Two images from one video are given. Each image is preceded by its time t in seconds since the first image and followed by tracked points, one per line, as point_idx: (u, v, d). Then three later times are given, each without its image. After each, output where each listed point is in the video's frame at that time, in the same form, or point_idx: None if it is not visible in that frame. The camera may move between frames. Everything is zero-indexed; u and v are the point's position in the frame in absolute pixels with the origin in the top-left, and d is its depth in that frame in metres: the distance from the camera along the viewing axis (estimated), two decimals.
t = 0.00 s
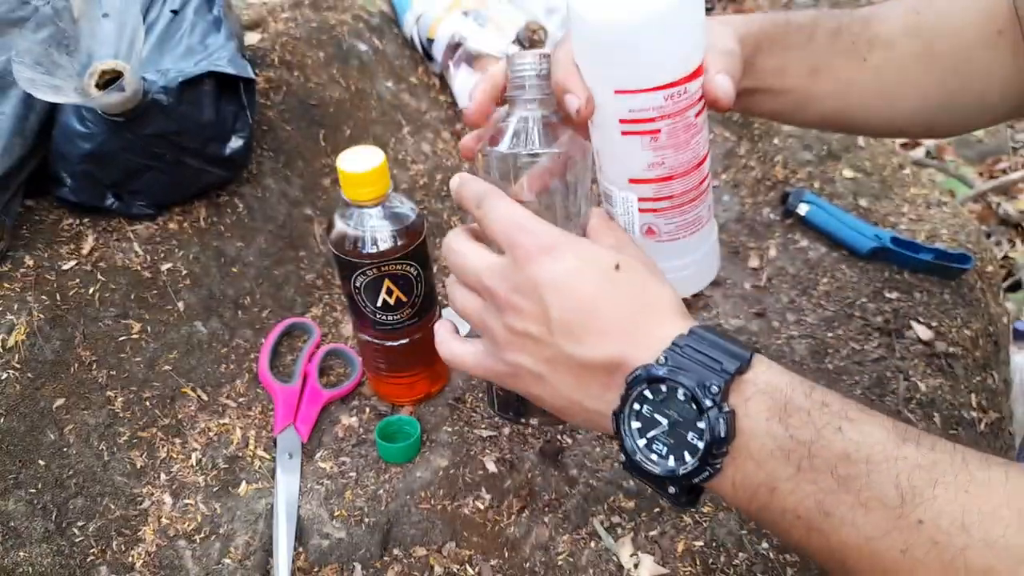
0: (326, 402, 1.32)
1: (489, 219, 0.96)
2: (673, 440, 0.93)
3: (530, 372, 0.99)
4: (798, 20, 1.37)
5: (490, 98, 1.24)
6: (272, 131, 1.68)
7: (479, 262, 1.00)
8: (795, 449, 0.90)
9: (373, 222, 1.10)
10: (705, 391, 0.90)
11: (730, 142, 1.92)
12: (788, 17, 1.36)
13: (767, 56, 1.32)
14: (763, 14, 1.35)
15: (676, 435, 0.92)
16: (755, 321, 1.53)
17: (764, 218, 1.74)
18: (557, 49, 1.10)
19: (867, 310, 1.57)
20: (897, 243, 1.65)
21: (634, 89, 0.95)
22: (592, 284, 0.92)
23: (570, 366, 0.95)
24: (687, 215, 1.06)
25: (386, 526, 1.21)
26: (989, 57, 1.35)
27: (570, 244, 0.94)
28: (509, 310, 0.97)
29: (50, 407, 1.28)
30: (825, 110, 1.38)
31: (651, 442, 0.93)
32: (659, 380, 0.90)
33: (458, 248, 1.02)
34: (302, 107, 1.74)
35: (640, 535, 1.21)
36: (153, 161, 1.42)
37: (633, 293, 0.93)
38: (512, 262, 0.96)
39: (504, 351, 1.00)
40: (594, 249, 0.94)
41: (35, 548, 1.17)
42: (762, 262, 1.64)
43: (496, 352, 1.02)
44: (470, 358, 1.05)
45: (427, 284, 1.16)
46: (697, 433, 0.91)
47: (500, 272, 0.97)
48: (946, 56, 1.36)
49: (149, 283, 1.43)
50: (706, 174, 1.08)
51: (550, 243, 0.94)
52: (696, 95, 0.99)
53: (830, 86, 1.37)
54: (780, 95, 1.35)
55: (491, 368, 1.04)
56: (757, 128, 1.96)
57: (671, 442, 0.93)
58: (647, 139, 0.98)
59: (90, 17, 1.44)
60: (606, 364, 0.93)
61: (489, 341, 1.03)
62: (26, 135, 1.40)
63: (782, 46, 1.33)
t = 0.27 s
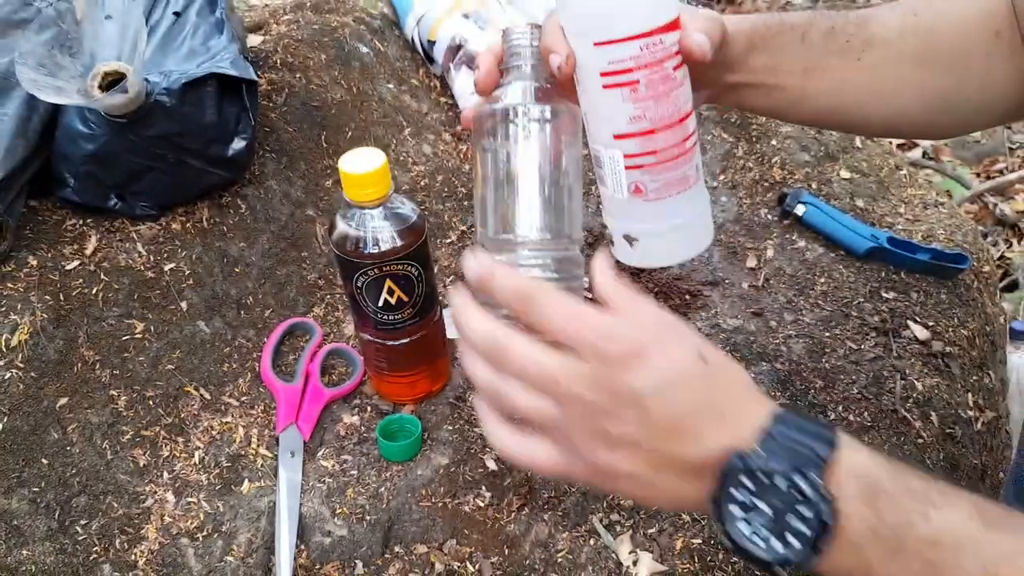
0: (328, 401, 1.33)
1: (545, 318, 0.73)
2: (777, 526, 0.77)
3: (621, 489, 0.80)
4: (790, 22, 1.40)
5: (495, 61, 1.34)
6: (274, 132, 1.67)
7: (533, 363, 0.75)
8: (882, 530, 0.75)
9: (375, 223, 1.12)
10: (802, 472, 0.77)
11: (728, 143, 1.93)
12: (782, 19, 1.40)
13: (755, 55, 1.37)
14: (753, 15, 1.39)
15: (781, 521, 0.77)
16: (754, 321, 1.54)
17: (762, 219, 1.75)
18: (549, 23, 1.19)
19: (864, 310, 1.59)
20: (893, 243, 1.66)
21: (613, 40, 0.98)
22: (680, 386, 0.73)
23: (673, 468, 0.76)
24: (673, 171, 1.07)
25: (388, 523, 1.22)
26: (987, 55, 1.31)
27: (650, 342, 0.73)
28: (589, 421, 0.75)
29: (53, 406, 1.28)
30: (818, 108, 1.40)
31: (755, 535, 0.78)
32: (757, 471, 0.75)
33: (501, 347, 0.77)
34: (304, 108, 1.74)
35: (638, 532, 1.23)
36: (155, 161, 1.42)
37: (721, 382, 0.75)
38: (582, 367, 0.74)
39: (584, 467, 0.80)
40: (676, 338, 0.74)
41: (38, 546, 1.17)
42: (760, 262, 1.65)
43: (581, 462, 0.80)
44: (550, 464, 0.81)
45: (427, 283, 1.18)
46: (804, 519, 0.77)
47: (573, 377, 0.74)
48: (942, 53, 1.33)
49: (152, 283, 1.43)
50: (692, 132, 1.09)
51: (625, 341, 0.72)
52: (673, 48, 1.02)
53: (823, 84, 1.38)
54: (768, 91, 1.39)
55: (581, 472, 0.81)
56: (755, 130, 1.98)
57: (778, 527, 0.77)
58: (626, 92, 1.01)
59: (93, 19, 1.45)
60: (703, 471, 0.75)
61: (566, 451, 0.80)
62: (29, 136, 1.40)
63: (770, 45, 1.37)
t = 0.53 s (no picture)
0: (329, 400, 1.34)
1: (615, 394, 0.94)
2: (818, 566, 0.88)
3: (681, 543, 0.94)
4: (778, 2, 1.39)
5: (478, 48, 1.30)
6: (275, 132, 1.68)
7: (607, 432, 0.94)
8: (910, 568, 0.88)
9: (375, 223, 1.12)
10: (841, 518, 0.90)
11: (728, 143, 1.94)
12: (768, 0, 1.39)
13: (740, 39, 1.37)
14: None
15: (821, 563, 0.89)
16: (753, 321, 1.54)
17: (761, 219, 1.76)
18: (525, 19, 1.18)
19: (862, 310, 1.60)
20: (891, 243, 1.67)
21: (586, 47, 0.97)
22: (722, 443, 0.93)
23: (719, 514, 0.91)
24: (640, 171, 1.08)
25: (388, 522, 1.23)
26: (967, 50, 1.32)
27: (694, 408, 0.95)
28: (652, 478, 0.92)
29: (55, 406, 1.28)
30: (795, 92, 1.42)
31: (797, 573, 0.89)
32: (797, 512, 0.89)
33: (582, 420, 0.95)
34: (305, 109, 1.74)
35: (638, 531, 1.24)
36: (157, 162, 1.42)
37: (756, 442, 0.95)
38: (646, 432, 0.93)
39: (644, 527, 0.94)
40: (715, 406, 0.96)
41: (40, 546, 1.18)
42: (758, 262, 1.66)
43: (647, 529, 0.94)
44: (619, 529, 0.96)
45: (427, 283, 1.18)
46: (838, 561, 0.88)
47: (640, 440, 0.92)
48: (925, 43, 1.34)
49: (154, 283, 1.43)
50: (661, 133, 1.09)
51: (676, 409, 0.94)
52: (646, 58, 1.00)
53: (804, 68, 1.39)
54: (750, 73, 1.41)
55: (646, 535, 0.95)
56: (753, 130, 1.99)
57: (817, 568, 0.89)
58: (598, 99, 1.01)
59: (95, 19, 1.45)
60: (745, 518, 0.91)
61: (632, 517, 0.94)
62: (31, 135, 1.39)
63: (754, 29, 1.37)
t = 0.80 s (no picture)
0: (329, 400, 1.34)
1: (605, 353, 0.96)
2: (799, 527, 0.89)
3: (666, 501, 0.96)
4: None
5: (469, 41, 1.30)
6: (275, 132, 1.68)
7: (599, 389, 0.96)
8: (896, 536, 0.88)
9: (375, 224, 1.12)
10: (826, 481, 0.90)
11: (728, 143, 1.94)
12: None
13: (739, 17, 1.37)
14: None
15: (803, 522, 0.90)
16: (753, 321, 1.54)
17: (761, 219, 1.76)
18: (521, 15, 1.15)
19: (862, 310, 1.60)
20: (891, 243, 1.67)
21: (586, 52, 0.97)
22: (710, 403, 0.93)
23: (705, 474, 0.93)
24: (638, 170, 1.09)
25: (388, 522, 1.23)
26: (965, 30, 1.35)
27: (685, 368, 0.95)
28: (639, 434, 0.94)
29: (55, 406, 1.28)
30: (794, 70, 1.43)
31: (780, 532, 0.90)
32: (784, 472, 0.90)
33: (575, 378, 0.99)
34: (305, 109, 1.74)
35: (638, 531, 1.24)
36: (157, 162, 1.42)
37: (744, 405, 0.95)
38: (635, 389, 0.94)
39: (631, 483, 0.96)
40: (708, 368, 0.96)
41: (40, 546, 1.17)
42: (759, 262, 1.66)
43: (634, 484, 0.96)
44: (608, 484, 0.99)
45: (427, 283, 1.18)
46: (820, 522, 0.89)
47: (628, 397, 0.95)
48: (922, 22, 1.36)
49: (155, 284, 1.43)
50: (658, 132, 1.10)
51: (667, 368, 0.94)
52: (646, 61, 1.01)
53: (803, 45, 1.40)
54: (749, 51, 1.41)
55: (633, 490, 0.97)
56: (753, 130, 1.99)
57: (800, 528, 0.90)
58: (597, 102, 1.01)
59: (95, 20, 1.45)
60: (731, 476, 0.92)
61: (620, 472, 0.96)
62: (32, 135, 1.40)
63: (754, 7, 1.37)
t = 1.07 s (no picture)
0: (329, 400, 1.34)
1: (598, 325, 0.98)
2: (792, 501, 0.89)
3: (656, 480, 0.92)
4: None
5: (466, 23, 1.31)
6: (275, 132, 1.68)
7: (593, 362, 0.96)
8: (890, 515, 0.88)
9: (375, 224, 1.12)
10: (821, 458, 0.90)
11: (728, 143, 1.94)
12: None
13: (740, 3, 1.37)
14: None
15: (794, 497, 0.89)
16: (753, 321, 1.54)
17: (761, 219, 1.76)
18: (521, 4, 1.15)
19: (862, 310, 1.60)
20: (891, 243, 1.67)
21: (586, 39, 0.96)
22: (704, 377, 0.93)
23: (699, 447, 0.91)
24: (635, 159, 1.09)
25: (388, 522, 1.23)
26: (966, 20, 1.35)
27: (678, 344, 0.96)
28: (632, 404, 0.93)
29: (55, 406, 1.28)
30: (795, 56, 1.43)
31: (770, 507, 0.89)
32: (778, 446, 0.90)
33: (568, 352, 0.98)
34: (305, 109, 1.74)
35: (637, 531, 1.24)
36: (157, 162, 1.42)
37: (739, 385, 0.95)
38: (628, 360, 0.94)
39: (620, 458, 0.93)
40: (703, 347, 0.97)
41: (40, 546, 1.17)
42: (759, 262, 1.66)
43: (623, 459, 0.93)
44: (596, 463, 0.95)
45: (427, 283, 1.18)
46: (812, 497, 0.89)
47: (621, 367, 0.94)
48: (923, 9, 1.36)
49: (155, 284, 1.43)
50: (657, 121, 1.10)
51: (662, 340, 0.95)
52: (646, 48, 1.00)
53: (804, 32, 1.40)
54: (750, 36, 1.42)
55: (622, 468, 0.93)
56: (754, 130, 1.99)
57: (792, 503, 0.89)
58: (596, 90, 1.00)
59: (94, 20, 1.45)
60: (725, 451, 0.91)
61: (610, 447, 0.94)
62: (32, 136, 1.40)
63: None
